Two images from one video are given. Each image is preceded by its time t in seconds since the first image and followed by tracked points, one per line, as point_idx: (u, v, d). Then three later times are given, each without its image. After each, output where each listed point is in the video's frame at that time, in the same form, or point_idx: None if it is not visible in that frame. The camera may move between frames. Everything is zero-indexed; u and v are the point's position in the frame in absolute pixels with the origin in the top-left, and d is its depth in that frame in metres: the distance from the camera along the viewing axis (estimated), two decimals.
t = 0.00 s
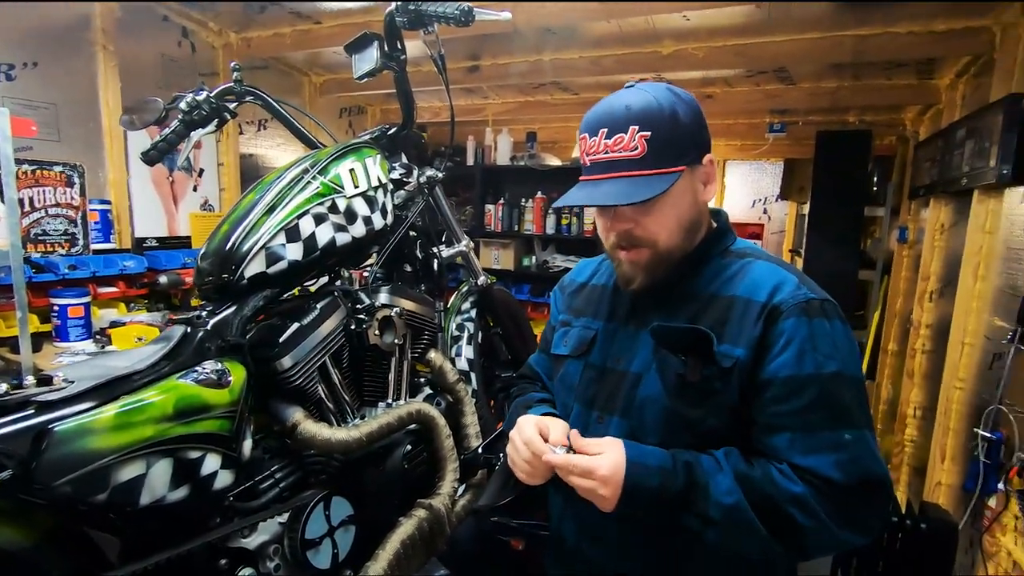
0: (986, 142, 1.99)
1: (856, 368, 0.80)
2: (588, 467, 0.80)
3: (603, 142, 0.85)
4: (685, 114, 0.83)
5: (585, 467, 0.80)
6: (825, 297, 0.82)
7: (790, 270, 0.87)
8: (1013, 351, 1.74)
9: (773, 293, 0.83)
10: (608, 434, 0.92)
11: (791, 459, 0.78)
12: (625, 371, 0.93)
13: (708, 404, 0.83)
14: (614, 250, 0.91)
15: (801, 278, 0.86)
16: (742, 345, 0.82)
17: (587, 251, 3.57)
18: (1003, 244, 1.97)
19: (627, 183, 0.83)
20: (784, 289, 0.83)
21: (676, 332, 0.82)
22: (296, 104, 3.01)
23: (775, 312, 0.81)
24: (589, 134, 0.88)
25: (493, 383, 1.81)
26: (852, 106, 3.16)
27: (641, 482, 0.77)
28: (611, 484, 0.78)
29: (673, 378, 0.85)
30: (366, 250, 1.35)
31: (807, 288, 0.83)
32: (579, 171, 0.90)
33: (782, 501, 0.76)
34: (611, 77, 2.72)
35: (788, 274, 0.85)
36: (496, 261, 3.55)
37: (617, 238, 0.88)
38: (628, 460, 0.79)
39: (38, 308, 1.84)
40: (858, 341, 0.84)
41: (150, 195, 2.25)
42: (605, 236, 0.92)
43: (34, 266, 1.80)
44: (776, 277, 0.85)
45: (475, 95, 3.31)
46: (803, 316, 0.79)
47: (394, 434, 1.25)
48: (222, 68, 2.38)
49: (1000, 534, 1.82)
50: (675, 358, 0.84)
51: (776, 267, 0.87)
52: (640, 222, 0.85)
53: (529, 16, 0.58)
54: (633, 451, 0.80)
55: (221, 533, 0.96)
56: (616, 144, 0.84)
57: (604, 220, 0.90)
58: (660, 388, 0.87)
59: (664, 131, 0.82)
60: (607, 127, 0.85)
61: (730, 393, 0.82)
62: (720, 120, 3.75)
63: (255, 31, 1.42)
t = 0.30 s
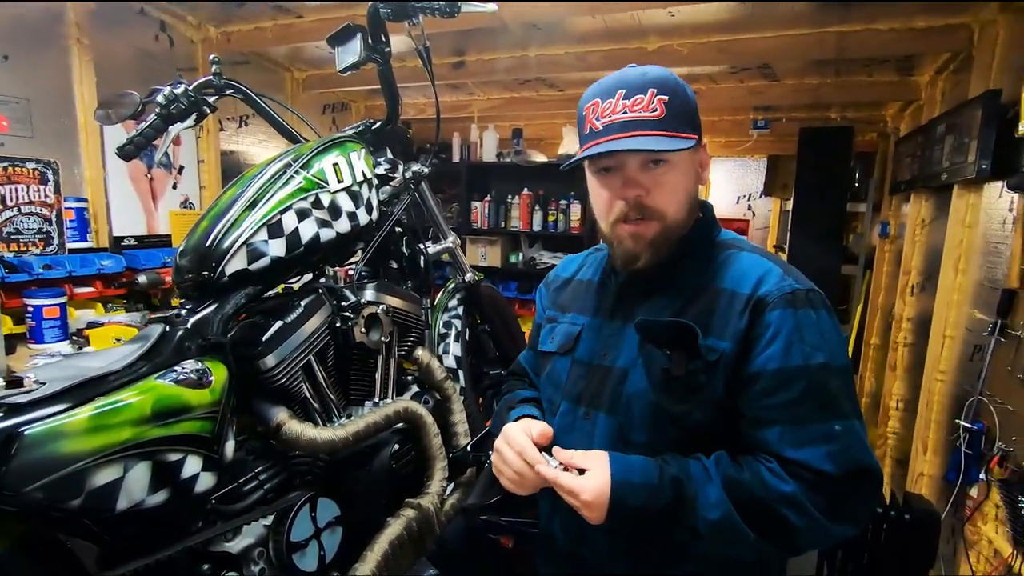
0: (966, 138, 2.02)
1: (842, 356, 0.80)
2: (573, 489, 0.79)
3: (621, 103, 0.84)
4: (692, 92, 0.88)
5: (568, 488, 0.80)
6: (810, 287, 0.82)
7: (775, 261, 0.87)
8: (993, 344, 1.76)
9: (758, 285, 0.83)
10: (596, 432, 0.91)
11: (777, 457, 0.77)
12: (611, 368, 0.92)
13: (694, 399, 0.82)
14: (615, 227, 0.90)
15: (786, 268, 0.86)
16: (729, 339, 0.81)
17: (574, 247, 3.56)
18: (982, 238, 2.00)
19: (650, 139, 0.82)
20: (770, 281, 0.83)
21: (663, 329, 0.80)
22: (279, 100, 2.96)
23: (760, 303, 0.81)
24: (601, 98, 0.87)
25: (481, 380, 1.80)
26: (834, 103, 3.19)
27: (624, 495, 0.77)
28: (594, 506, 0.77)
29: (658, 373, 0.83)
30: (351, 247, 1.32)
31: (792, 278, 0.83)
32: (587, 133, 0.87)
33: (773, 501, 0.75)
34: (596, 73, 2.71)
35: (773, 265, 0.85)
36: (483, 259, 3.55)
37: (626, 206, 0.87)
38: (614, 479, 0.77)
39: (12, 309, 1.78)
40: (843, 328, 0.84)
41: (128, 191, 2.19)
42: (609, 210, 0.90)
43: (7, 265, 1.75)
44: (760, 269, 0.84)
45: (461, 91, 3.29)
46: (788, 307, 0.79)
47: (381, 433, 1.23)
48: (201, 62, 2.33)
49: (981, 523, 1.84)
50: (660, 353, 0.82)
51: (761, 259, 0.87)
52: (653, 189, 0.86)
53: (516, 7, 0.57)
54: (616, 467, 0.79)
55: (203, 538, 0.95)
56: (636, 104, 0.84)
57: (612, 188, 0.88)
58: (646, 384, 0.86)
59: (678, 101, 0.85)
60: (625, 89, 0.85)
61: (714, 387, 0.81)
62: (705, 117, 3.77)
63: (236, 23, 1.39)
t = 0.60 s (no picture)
0: (948, 132, 2.04)
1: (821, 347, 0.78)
2: (535, 481, 0.81)
3: (627, 87, 0.84)
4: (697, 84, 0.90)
5: (532, 481, 0.81)
6: (799, 282, 0.82)
7: (768, 257, 0.87)
8: (974, 335, 1.79)
9: (747, 279, 0.83)
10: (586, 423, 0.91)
11: (747, 446, 0.78)
12: (604, 359, 0.92)
13: (686, 391, 0.82)
14: (613, 212, 0.91)
15: (776, 262, 0.86)
16: (716, 333, 0.82)
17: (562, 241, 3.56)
18: (964, 231, 2.04)
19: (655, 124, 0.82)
20: (758, 275, 0.83)
21: (654, 321, 0.80)
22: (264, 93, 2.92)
23: (745, 296, 0.82)
24: (607, 82, 0.86)
25: (471, 374, 1.80)
26: (820, 97, 3.21)
27: (591, 490, 0.77)
28: (558, 499, 0.79)
29: (649, 366, 0.83)
30: (339, 241, 1.31)
31: (781, 272, 0.83)
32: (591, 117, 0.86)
33: (741, 494, 0.75)
34: (584, 67, 2.71)
35: (763, 258, 0.86)
36: (472, 253, 3.52)
37: (627, 188, 0.89)
38: (578, 473, 0.78)
39: None
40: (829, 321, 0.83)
41: (110, 186, 2.15)
42: (609, 193, 0.91)
43: None
44: (750, 263, 0.85)
45: (448, 85, 3.28)
46: (773, 301, 0.79)
47: (371, 429, 1.23)
48: (184, 54, 2.30)
49: (962, 510, 1.85)
50: (650, 346, 0.82)
51: (753, 254, 0.87)
52: (654, 173, 0.87)
53: None
54: (584, 462, 0.79)
55: (192, 535, 0.94)
56: (641, 89, 0.83)
57: (612, 170, 0.89)
58: (637, 376, 0.87)
59: (683, 90, 0.85)
60: (632, 73, 0.85)
61: (704, 379, 0.81)
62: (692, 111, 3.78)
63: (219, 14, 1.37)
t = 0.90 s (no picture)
0: (940, 124, 2.05)
1: (742, 314, 0.77)
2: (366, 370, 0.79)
3: (656, 68, 0.87)
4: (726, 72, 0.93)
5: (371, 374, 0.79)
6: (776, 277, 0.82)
7: (764, 255, 0.89)
8: (965, 326, 1.80)
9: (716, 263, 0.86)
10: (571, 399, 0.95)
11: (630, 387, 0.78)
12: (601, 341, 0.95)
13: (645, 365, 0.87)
14: (632, 192, 0.96)
15: (767, 260, 0.87)
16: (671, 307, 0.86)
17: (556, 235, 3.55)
18: (954, 223, 2.05)
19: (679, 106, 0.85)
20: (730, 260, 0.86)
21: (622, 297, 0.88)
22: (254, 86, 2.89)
23: (704, 270, 0.86)
24: (637, 62, 0.89)
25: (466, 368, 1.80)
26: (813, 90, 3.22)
27: (426, 396, 0.74)
28: (382, 393, 0.77)
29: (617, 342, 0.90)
30: (330, 233, 1.30)
31: (750, 261, 0.85)
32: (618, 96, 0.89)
33: (586, 419, 0.71)
34: (577, 59, 2.69)
35: (751, 249, 0.88)
36: (466, 247, 3.46)
37: (645, 169, 0.92)
38: (419, 379, 0.76)
39: None
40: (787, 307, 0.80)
41: (99, 180, 2.12)
42: (629, 172, 0.96)
43: None
44: (733, 252, 0.88)
45: (441, 78, 3.25)
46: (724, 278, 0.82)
47: (363, 423, 1.22)
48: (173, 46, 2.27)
49: (952, 500, 1.86)
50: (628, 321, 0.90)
51: (749, 249, 0.88)
52: (675, 158, 0.91)
53: None
54: (432, 371, 0.77)
55: (182, 530, 0.94)
56: (670, 71, 0.86)
57: (634, 151, 0.93)
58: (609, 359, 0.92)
59: (712, 74, 0.88)
60: (661, 56, 0.87)
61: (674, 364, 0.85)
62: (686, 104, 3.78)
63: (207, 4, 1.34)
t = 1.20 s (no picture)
0: (942, 116, 2.04)
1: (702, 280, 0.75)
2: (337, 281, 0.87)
3: (638, 61, 0.88)
4: (733, 58, 0.86)
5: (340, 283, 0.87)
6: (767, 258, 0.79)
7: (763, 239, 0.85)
8: (966, 319, 1.80)
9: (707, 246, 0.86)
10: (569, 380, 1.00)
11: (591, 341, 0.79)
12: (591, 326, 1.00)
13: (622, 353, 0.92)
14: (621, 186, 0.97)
15: (757, 244, 0.83)
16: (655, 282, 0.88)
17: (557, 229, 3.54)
18: (956, 215, 2.04)
19: (645, 99, 0.84)
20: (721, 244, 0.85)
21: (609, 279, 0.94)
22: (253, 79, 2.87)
23: (688, 250, 0.86)
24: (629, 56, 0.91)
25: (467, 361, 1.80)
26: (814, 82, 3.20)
27: (386, 312, 0.80)
28: (344, 300, 0.84)
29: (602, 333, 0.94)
30: (330, 226, 1.29)
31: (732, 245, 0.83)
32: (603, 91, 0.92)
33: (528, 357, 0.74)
34: (577, 52, 2.68)
35: (741, 235, 0.86)
36: (466, 241, 3.47)
37: (626, 163, 0.93)
38: (381, 297, 0.82)
39: None
40: (767, 288, 0.75)
41: (97, 175, 2.10)
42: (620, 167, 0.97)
43: None
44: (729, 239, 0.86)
45: (440, 70, 3.23)
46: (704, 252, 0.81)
47: (365, 417, 1.22)
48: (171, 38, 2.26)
49: (952, 492, 1.87)
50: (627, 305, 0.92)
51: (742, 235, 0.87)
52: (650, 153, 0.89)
53: None
54: (399, 293, 0.83)
55: (184, 525, 0.93)
56: (649, 63, 0.86)
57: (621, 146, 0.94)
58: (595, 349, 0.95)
59: (698, 64, 0.84)
60: (648, 48, 0.88)
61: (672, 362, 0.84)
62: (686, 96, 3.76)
63: None
